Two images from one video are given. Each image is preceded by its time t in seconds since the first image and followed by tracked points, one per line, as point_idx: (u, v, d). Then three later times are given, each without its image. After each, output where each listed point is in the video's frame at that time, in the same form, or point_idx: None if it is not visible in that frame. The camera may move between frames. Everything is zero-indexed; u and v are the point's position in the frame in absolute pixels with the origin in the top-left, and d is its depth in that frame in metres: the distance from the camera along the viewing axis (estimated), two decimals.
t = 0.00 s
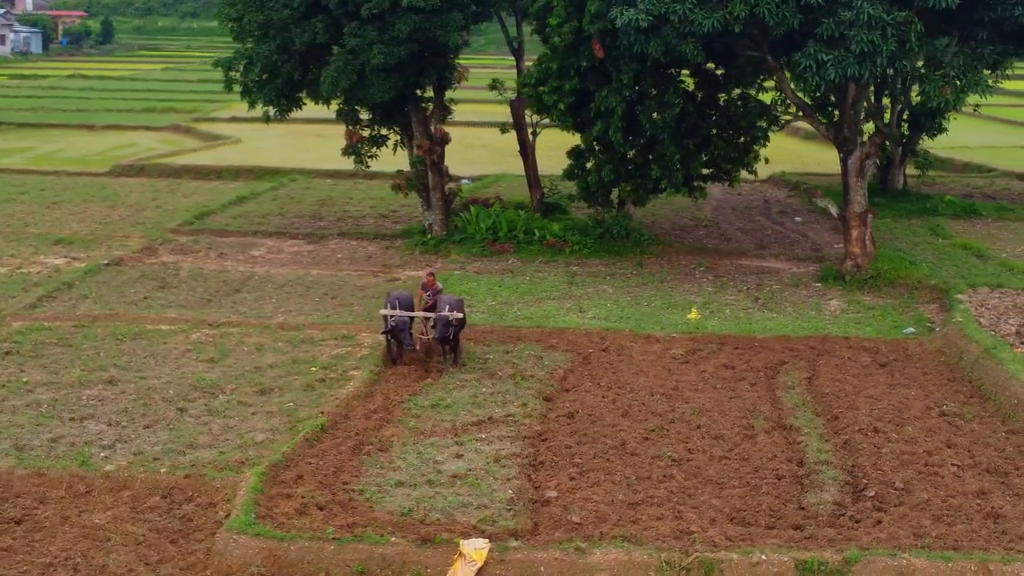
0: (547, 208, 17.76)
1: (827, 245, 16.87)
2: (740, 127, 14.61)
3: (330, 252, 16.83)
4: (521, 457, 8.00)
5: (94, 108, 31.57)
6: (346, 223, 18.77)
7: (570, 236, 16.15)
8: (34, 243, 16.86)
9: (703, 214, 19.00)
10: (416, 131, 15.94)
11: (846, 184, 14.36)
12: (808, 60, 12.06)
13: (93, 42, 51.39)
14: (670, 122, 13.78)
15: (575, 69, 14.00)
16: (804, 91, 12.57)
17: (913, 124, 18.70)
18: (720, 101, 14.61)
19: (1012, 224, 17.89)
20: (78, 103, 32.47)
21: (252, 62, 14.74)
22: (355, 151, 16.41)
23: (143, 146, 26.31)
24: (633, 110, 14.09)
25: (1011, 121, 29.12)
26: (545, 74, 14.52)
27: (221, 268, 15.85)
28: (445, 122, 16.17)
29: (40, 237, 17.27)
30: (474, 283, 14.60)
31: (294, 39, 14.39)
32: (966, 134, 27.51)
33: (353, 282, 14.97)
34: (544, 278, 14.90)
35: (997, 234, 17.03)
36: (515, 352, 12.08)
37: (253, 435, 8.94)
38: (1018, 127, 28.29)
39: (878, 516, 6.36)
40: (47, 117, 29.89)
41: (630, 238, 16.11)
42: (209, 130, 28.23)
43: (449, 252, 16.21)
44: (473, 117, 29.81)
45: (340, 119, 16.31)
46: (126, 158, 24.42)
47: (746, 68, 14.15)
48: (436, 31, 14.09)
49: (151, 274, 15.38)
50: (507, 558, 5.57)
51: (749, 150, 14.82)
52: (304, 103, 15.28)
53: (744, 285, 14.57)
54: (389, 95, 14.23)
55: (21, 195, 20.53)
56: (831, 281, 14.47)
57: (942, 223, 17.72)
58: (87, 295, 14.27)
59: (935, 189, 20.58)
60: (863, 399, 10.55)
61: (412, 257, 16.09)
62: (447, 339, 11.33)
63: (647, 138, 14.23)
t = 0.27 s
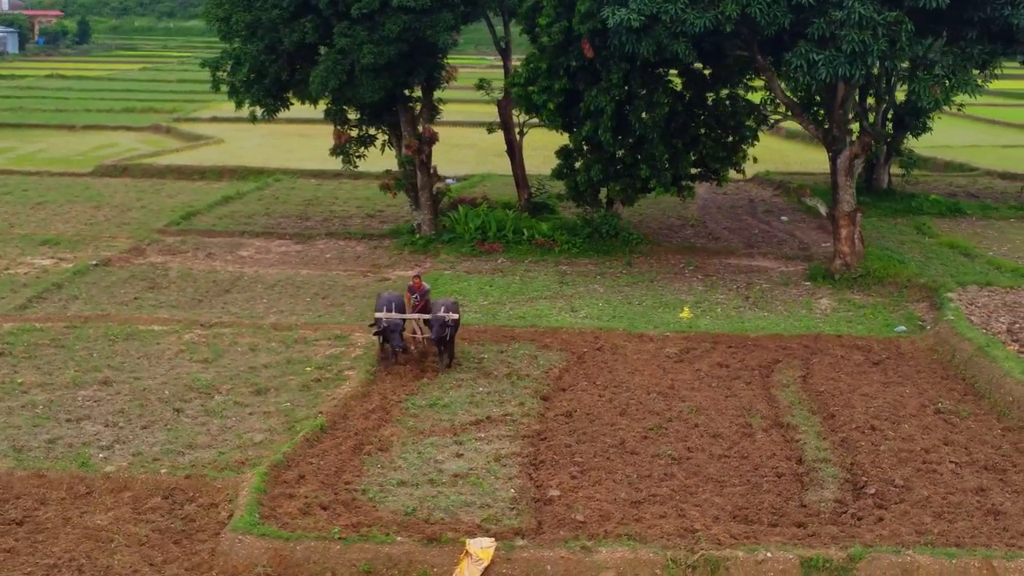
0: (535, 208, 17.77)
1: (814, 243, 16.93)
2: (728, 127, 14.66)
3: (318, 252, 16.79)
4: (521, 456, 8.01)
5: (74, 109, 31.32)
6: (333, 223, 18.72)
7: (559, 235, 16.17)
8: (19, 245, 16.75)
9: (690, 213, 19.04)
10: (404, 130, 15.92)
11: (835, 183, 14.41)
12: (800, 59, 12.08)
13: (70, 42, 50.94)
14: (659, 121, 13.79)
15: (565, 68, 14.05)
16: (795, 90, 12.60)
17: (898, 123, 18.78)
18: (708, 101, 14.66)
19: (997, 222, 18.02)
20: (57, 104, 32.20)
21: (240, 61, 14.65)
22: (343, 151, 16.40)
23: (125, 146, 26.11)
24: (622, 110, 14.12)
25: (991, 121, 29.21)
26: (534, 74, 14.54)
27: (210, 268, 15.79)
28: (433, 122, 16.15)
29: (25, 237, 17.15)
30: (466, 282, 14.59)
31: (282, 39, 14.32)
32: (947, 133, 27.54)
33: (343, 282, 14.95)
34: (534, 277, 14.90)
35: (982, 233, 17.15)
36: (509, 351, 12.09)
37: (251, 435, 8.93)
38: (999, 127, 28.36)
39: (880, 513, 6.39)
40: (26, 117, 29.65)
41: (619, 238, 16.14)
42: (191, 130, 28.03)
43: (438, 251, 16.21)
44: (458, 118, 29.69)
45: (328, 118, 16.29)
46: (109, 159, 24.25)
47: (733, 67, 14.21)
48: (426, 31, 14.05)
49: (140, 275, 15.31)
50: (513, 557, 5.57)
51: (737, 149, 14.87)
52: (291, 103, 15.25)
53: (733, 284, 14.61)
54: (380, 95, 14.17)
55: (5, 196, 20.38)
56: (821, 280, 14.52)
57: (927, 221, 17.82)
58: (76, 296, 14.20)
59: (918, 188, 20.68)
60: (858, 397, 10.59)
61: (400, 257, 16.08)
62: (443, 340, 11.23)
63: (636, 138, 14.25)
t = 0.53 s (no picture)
0: (523, 207, 17.79)
1: (801, 242, 17.01)
2: (717, 127, 14.72)
3: (307, 252, 16.75)
4: (521, 455, 8.03)
5: (53, 108, 31.00)
6: (321, 222, 18.68)
7: (548, 234, 16.20)
8: (6, 245, 16.62)
9: (677, 212, 19.08)
10: (392, 130, 15.90)
11: (824, 182, 14.46)
12: (791, 59, 12.09)
13: (47, 42, 50.45)
14: (649, 121, 13.82)
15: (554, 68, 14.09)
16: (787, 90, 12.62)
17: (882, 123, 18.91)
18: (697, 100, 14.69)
19: (981, 221, 18.15)
20: (35, 104, 31.87)
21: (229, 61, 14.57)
22: (332, 150, 16.37)
23: (106, 146, 25.88)
24: (613, 109, 14.13)
25: (971, 121, 29.33)
26: (524, 74, 14.55)
27: (199, 268, 15.73)
28: (421, 122, 16.13)
29: (11, 238, 17.03)
30: (457, 282, 14.57)
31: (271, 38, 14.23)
32: (927, 132, 27.61)
33: (333, 282, 14.93)
34: (525, 277, 14.91)
35: (968, 231, 17.26)
36: (505, 351, 12.08)
37: (250, 434, 8.91)
38: (979, 126, 28.49)
39: (882, 510, 6.42)
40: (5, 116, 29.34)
41: (608, 237, 16.18)
42: (172, 130, 27.79)
43: (427, 251, 16.21)
44: (445, 118, 29.55)
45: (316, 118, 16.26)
46: (91, 159, 24.04)
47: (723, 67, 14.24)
48: (416, 31, 14.02)
49: (130, 275, 15.24)
50: (519, 556, 5.59)
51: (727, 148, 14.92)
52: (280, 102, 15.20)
53: (723, 283, 14.65)
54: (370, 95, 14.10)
55: None
56: (811, 279, 14.57)
57: (913, 220, 17.92)
58: (66, 296, 14.13)
59: (902, 187, 20.78)
60: (854, 394, 10.63)
61: (390, 256, 16.07)
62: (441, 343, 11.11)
63: (626, 137, 14.26)
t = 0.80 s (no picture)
0: (511, 206, 17.80)
1: (788, 241, 17.09)
2: (705, 126, 14.77)
3: (296, 252, 16.70)
4: (522, 454, 8.05)
5: (32, 108, 30.64)
6: (309, 222, 18.62)
7: (537, 234, 16.22)
8: None
9: (664, 212, 19.11)
10: (381, 130, 15.87)
11: (813, 181, 14.51)
12: (782, 58, 12.12)
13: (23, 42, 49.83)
14: (638, 120, 13.84)
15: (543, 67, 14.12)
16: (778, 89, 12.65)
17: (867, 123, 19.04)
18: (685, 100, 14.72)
19: (965, 219, 18.26)
20: (13, 103, 31.49)
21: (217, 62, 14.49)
22: (320, 150, 16.33)
23: (88, 146, 25.61)
24: (603, 109, 14.15)
25: (951, 121, 29.53)
26: (513, 73, 14.55)
27: (188, 268, 15.65)
28: (410, 121, 16.11)
29: None
30: (448, 281, 14.54)
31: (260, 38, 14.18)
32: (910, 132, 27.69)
33: (324, 282, 14.89)
34: (515, 276, 14.90)
35: (953, 229, 17.37)
36: (499, 350, 12.07)
37: (249, 434, 8.90)
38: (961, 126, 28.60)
39: (883, 507, 6.45)
40: None
41: (597, 236, 16.23)
42: (153, 130, 27.45)
43: (417, 250, 16.20)
44: (433, 118, 29.44)
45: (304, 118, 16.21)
46: (74, 159, 23.80)
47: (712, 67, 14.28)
48: (406, 30, 13.99)
49: (119, 275, 15.16)
50: (526, 554, 5.60)
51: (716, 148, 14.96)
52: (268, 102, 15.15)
53: (713, 282, 14.68)
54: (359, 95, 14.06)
55: None
56: (800, 277, 14.63)
57: (898, 219, 18.01)
58: (55, 297, 14.04)
59: (886, 185, 20.87)
60: (849, 392, 10.67)
61: (379, 256, 16.06)
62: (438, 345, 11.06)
63: (615, 136, 14.28)
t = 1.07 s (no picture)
0: (498, 206, 17.81)
1: (775, 240, 17.15)
2: (694, 126, 14.81)
3: (283, 252, 16.64)
4: (522, 453, 8.07)
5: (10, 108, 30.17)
6: (296, 222, 18.55)
7: (526, 233, 16.24)
8: None
9: (650, 211, 19.14)
10: (370, 130, 15.84)
11: (802, 180, 14.56)
12: (773, 58, 12.15)
13: None
14: (628, 119, 13.85)
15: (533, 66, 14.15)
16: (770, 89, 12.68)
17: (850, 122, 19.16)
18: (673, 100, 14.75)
19: (950, 218, 18.36)
20: None
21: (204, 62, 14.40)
22: (308, 150, 16.29)
23: (69, 146, 25.29)
24: (593, 108, 14.17)
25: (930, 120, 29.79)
26: (502, 73, 14.55)
27: (176, 269, 15.56)
28: (398, 121, 16.08)
29: None
30: (438, 281, 14.51)
31: (248, 37, 14.11)
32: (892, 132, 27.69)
33: (313, 282, 14.85)
34: (505, 276, 14.89)
35: (938, 228, 17.46)
36: (493, 349, 12.06)
37: (247, 434, 8.88)
38: (941, 126, 28.66)
39: (884, 504, 6.48)
40: None
41: (586, 235, 16.27)
42: (134, 130, 27.00)
43: (405, 250, 16.17)
44: (420, 117, 29.37)
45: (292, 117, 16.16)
46: (56, 159, 23.51)
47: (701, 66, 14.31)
48: (396, 30, 13.96)
49: (107, 276, 15.07)
50: (532, 552, 5.62)
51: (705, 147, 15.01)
52: (255, 101, 15.09)
53: (703, 281, 14.72)
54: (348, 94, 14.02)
55: None
56: (790, 276, 14.68)
57: (884, 218, 18.08)
58: (45, 297, 13.95)
59: (870, 184, 20.94)
60: (844, 390, 10.72)
61: (368, 255, 16.04)
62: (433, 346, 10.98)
63: (605, 136, 14.29)
